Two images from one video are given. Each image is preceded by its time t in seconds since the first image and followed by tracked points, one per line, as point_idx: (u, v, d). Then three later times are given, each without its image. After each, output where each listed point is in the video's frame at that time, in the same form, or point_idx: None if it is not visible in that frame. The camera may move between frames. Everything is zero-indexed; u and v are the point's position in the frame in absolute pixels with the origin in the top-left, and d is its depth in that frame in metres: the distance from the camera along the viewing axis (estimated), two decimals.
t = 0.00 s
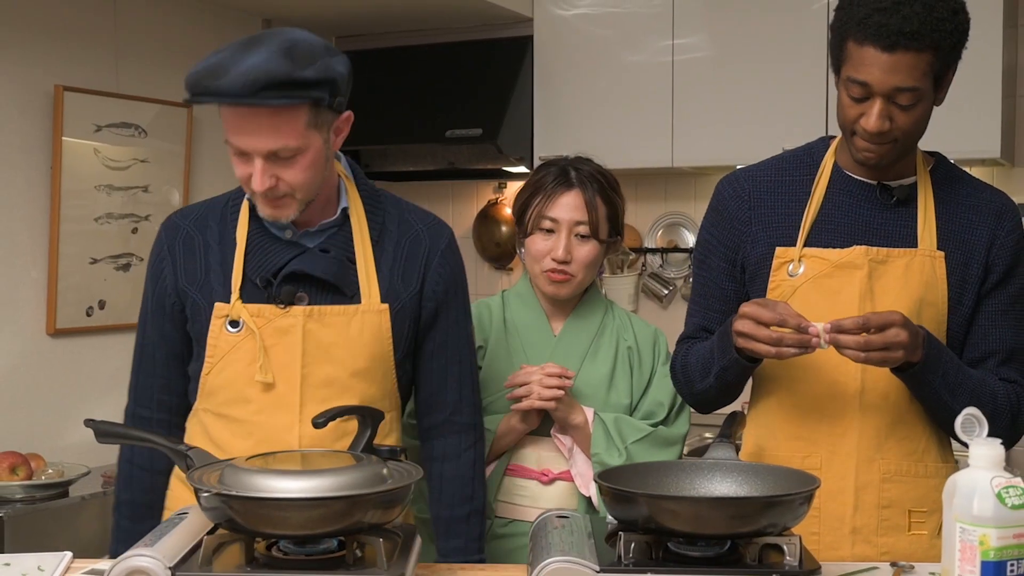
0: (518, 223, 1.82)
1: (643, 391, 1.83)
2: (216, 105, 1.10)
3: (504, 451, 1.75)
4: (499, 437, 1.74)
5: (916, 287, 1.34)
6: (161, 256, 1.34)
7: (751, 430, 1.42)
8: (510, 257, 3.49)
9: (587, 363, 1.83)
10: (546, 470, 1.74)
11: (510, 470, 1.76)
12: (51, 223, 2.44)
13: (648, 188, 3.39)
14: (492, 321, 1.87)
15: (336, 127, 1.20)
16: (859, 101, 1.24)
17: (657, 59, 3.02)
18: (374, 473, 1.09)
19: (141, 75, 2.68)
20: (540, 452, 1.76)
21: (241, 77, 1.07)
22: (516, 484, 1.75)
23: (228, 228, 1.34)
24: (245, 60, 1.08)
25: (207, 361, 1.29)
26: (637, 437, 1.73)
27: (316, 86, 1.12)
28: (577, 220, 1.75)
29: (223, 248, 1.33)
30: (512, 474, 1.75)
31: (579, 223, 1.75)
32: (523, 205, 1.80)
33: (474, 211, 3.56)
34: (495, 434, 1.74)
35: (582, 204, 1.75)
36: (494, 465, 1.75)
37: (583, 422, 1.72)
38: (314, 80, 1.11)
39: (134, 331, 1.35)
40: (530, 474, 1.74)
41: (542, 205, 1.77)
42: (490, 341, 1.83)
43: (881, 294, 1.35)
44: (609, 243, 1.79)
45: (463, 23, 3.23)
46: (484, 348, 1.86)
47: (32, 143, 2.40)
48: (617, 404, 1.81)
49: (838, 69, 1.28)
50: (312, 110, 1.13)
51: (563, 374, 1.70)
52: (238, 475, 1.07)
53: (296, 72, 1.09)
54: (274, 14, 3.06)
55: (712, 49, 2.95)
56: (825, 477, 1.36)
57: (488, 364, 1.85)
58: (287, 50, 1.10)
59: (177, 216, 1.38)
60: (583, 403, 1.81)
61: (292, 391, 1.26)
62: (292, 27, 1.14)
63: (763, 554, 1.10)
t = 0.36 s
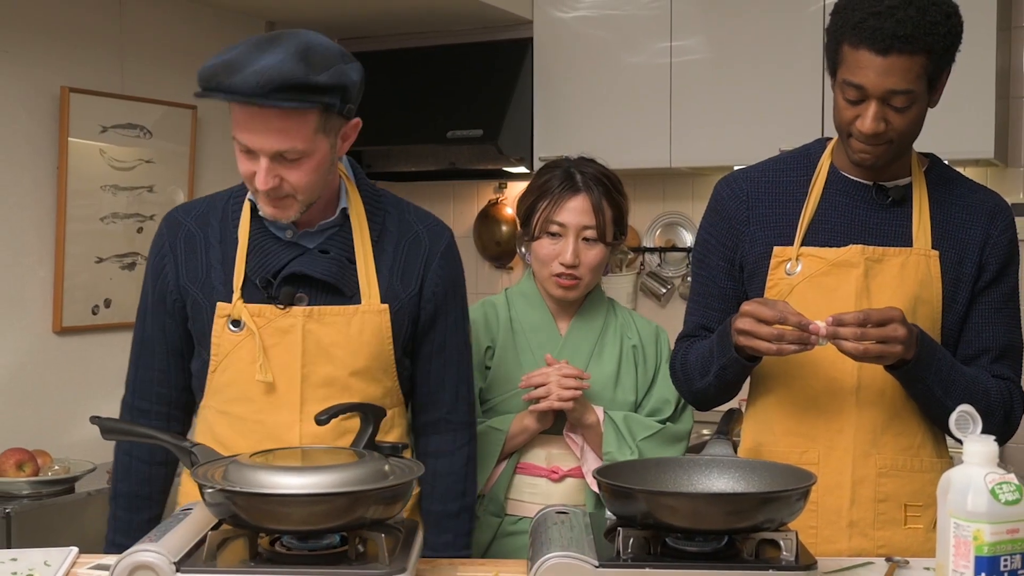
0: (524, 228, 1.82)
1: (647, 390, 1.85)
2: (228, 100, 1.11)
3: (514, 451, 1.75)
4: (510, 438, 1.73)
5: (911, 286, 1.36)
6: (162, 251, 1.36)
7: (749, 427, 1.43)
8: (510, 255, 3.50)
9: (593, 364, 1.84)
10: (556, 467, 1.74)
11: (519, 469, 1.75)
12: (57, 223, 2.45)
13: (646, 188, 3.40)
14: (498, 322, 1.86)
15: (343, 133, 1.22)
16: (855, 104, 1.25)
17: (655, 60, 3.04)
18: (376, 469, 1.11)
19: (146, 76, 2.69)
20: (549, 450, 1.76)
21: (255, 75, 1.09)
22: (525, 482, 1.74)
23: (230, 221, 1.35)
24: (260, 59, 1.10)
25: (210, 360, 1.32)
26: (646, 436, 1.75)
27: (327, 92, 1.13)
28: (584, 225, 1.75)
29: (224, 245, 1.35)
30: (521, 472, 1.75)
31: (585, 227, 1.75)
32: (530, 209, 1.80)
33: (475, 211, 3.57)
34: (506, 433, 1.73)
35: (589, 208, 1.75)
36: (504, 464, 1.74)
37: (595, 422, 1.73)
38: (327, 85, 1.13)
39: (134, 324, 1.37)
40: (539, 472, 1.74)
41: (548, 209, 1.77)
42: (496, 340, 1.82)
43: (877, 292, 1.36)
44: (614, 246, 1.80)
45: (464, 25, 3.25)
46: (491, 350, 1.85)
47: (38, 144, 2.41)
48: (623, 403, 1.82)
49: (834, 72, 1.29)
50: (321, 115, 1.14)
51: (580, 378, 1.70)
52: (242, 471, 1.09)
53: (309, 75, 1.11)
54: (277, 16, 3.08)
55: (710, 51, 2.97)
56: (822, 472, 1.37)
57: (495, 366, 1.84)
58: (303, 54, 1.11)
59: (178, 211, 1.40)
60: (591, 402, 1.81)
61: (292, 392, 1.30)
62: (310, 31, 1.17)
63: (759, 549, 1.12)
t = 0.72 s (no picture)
0: (520, 222, 1.84)
1: (647, 384, 1.88)
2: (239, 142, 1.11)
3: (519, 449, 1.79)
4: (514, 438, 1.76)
5: (903, 285, 1.37)
6: (196, 274, 1.38)
7: (746, 422, 1.45)
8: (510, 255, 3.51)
9: (592, 361, 1.87)
10: (558, 463, 1.79)
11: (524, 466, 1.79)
12: (63, 223, 2.47)
13: (645, 188, 3.41)
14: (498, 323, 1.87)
15: (357, 172, 1.22)
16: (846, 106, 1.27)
17: (654, 62, 3.05)
18: (377, 466, 1.12)
19: (150, 78, 2.70)
20: (552, 447, 1.80)
21: (266, 118, 1.08)
22: (530, 479, 1.78)
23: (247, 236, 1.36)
24: (271, 102, 1.09)
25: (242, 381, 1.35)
26: (646, 431, 1.78)
27: (337, 134, 1.12)
28: (578, 222, 1.76)
29: (252, 267, 1.36)
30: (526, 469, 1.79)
31: (580, 224, 1.76)
32: (526, 203, 1.81)
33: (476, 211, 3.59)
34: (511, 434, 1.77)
35: (584, 206, 1.76)
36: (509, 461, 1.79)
37: (594, 420, 1.77)
38: (338, 126, 1.12)
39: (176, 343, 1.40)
40: (543, 467, 1.78)
41: (544, 205, 1.78)
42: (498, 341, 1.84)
43: (870, 290, 1.39)
44: (609, 243, 1.81)
45: (464, 28, 3.26)
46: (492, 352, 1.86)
47: (45, 145, 2.43)
48: (622, 398, 1.85)
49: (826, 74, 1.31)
50: (332, 157, 1.14)
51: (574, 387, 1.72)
52: (246, 467, 1.10)
53: (319, 118, 1.10)
54: (281, 19, 3.10)
55: (708, 53, 2.98)
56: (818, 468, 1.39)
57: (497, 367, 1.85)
58: (314, 96, 1.11)
59: (213, 232, 1.42)
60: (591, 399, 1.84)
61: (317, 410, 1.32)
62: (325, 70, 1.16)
63: (756, 544, 1.14)
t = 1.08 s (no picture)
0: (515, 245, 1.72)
1: (638, 399, 1.78)
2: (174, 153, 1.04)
3: (507, 469, 1.68)
4: (502, 461, 1.65)
5: (898, 284, 1.38)
6: (174, 263, 1.40)
7: (744, 417, 1.47)
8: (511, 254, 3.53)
9: (583, 381, 1.75)
10: (550, 476, 1.69)
11: (515, 477, 1.69)
12: (70, 224, 2.49)
13: (644, 188, 3.43)
14: (486, 341, 1.76)
15: (311, 165, 1.15)
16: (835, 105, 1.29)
17: (652, 64, 3.07)
18: (380, 462, 1.14)
19: (155, 79, 2.72)
20: (543, 462, 1.69)
21: (194, 129, 1.01)
22: (520, 490, 1.68)
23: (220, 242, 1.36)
24: (201, 110, 1.02)
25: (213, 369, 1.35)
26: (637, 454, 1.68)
27: (273, 135, 1.05)
28: (574, 256, 1.64)
29: (227, 260, 1.37)
30: (517, 479, 1.69)
31: (575, 258, 1.64)
32: (522, 229, 1.69)
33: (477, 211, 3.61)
34: (498, 458, 1.65)
35: (581, 239, 1.64)
36: (498, 479, 1.68)
37: (585, 445, 1.65)
38: (272, 128, 1.04)
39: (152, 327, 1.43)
40: (534, 479, 1.68)
41: (539, 235, 1.66)
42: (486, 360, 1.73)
43: (866, 288, 1.39)
44: (604, 278, 1.69)
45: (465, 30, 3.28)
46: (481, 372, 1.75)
47: (51, 146, 2.45)
48: (614, 417, 1.75)
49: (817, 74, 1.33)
50: (275, 158, 1.07)
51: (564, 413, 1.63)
52: (249, 463, 1.12)
53: (250, 122, 1.03)
54: (285, 21, 3.12)
55: (705, 55, 3.00)
56: (814, 464, 1.41)
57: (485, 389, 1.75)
58: (246, 99, 1.03)
59: (191, 221, 1.43)
60: (581, 420, 1.74)
61: (289, 404, 1.32)
62: (261, 69, 1.09)
63: (753, 539, 1.15)
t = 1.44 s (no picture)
0: (506, 252, 1.72)
1: (631, 401, 1.79)
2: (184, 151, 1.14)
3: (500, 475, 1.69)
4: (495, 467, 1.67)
5: (895, 282, 1.40)
6: (179, 259, 1.41)
7: (743, 414, 1.48)
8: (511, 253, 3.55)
9: (576, 385, 1.76)
10: (543, 479, 1.70)
11: (508, 481, 1.71)
12: (76, 224, 2.50)
13: (643, 189, 3.44)
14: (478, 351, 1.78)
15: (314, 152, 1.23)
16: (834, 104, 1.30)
17: (650, 66, 3.08)
18: (382, 458, 1.15)
19: (160, 81, 2.74)
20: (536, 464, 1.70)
21: (199, 127, 1.10)
22: (514, 492, 1.70)
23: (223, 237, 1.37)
24: (206, 108, 1.11)
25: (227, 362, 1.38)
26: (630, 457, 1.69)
27: (275, 129, 1.13)
28: (564, 266, 1.65)
29: (232, 257, 1.39)
30: (510, 482, 1.71)
31: (566, 268, 1.65)
32: (514, 238, 1.70)
33: (478, 210, 3.62)
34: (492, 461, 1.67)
35: (572, 249, 1.64)
36: (491, 484, 1.70)
37: (578, 449, 1.65)
38: (273, 123, 1.13)
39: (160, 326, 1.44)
40: (527, 482, 1.70)
41: (531, 244, 1.67)
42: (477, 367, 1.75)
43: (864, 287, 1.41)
44: (595, 289, 1.70)
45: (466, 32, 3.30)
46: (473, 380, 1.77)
47: (58, 147, 2.46)
48: (607, 420, 1.76)
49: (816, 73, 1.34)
50: (277, 149, 1.16)
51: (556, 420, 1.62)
52: (253, 459, 1.13)
53: (252, 118, 1.11)
54: (288, 23, 3.14)
55: (703, 57, 3.01)
56: (812, 460, 1.42)
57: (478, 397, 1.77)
58: (246, 96, 1.12)
59: (192, 219, 1.44)
60: (575, 424, 1.75)
61: (302, 392, 1.35)
62: (260, 63, 1.17)
63: (750, 535, 1.17)
